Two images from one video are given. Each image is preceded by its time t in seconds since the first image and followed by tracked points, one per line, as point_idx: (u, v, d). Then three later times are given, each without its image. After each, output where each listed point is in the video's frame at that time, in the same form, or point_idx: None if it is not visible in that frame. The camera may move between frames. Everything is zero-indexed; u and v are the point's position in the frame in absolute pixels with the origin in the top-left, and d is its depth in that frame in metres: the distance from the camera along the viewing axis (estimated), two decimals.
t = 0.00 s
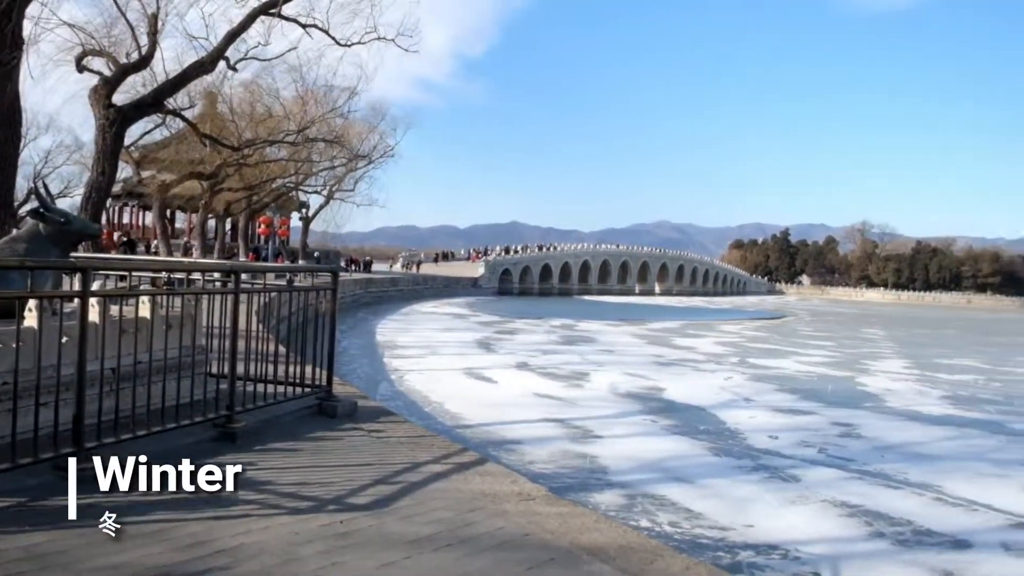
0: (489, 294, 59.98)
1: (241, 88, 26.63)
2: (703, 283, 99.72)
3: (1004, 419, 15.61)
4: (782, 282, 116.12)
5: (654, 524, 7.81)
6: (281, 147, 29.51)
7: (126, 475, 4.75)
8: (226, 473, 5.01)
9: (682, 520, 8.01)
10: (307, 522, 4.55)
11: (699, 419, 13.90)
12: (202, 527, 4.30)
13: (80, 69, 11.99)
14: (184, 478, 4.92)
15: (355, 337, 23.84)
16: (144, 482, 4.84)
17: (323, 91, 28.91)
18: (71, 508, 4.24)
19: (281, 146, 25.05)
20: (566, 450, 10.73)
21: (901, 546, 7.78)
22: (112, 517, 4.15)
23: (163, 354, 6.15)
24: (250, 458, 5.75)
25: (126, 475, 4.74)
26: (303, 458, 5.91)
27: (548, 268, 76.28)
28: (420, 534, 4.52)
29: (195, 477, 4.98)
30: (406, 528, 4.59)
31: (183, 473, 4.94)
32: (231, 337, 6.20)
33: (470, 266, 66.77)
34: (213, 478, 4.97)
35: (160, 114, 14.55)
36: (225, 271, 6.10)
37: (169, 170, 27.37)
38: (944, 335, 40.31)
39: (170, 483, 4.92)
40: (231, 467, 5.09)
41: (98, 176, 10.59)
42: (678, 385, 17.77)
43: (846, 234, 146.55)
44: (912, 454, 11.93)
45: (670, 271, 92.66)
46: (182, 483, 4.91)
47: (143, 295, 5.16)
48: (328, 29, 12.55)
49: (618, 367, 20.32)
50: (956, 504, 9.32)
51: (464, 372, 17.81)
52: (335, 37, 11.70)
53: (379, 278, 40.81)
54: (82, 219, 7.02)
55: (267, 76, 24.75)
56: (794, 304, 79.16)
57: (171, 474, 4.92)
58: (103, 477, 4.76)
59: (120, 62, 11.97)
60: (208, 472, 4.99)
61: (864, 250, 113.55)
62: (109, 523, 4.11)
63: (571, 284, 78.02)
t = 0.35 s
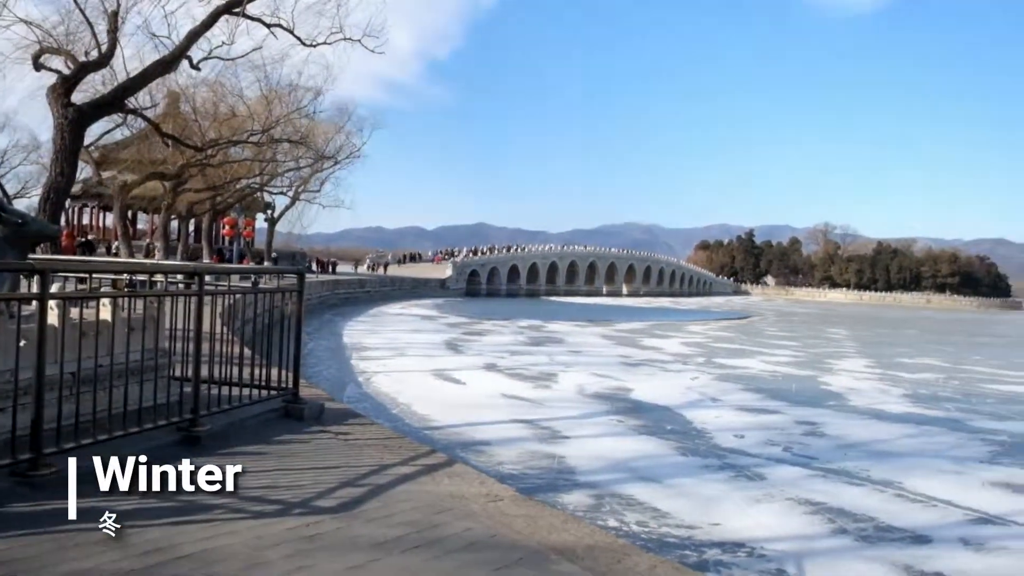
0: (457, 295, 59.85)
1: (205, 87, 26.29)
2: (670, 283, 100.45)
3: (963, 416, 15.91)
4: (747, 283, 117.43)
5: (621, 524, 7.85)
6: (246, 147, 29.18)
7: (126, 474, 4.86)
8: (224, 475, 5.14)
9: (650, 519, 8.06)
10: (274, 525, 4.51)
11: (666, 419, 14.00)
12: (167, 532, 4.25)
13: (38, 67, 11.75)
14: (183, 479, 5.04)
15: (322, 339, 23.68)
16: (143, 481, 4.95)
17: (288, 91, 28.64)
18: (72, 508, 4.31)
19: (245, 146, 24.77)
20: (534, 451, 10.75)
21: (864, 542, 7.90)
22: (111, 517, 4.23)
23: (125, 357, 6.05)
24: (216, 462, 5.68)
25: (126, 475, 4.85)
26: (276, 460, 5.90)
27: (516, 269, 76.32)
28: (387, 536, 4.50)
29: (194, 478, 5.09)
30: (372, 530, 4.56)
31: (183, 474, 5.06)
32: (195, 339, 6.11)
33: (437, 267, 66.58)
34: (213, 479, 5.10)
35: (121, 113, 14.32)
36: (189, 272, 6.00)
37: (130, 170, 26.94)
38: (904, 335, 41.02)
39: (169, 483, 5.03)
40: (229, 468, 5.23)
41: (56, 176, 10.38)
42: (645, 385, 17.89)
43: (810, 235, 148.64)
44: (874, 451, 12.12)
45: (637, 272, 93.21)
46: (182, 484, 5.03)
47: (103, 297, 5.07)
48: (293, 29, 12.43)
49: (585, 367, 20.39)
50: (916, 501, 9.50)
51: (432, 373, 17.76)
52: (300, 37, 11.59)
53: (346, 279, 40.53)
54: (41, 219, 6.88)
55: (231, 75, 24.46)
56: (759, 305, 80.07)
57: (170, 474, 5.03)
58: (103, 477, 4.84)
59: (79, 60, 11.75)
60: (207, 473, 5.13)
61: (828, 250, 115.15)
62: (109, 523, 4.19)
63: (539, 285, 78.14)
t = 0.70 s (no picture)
0: (443, 294, 59.78)
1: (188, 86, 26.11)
2: (656, 281, 100.70)
3: (946, 411, 16.05)
4: (733, 280, 117.99)
5: (609, 520, 7.88)
6: (230, 146, 29.03)
7: (125, 475, 4.93)
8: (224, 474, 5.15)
9: (636, 515, 8.10)
10: (259, 526, 4.50)
11: (653, 416, 14.05)
12: (152, 534, 4.23)
13: (19, 66, 11.65)
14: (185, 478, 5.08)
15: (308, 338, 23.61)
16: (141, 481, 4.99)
17: (273, 90, 28.51)
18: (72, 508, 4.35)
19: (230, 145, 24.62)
20: (521, 449, 10.77)
21: (849, 537, 7.96)
22: (110, 518, 4.27)
23: (108, 358, 6.03)
24: (201, 462, 5.67)
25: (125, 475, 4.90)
26: (263, 460, 5.90)
27: (502, 267, 76.29)
28: (373, 536, 4.50)
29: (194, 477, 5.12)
30: (359, 530, 4.56)
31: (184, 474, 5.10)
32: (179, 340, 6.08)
33: (424, 266, 66.45)
34: (213, 479, 5.12)
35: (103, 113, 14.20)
36: (172, 273, 5.98)
37: (113, 170, 26.73)
38: (888, 331, 41.35)
39: (169, 483, 5.06)
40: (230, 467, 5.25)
41: (38, 176, 10.30)
42: (632, 382, 17.94)
43: (795, 232, 149.50)
44: (859, 447, 12.21)
45: (623, 270, 93.46)
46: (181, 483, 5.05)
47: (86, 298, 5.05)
48: (277, 27, 12.36)
49: (572, 365, 20.44)
50: (900, 495, 9.59)
51: (419, 372, 17.74)
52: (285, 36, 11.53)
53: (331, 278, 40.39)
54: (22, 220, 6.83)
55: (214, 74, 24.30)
56: (744, 301, 80.48)
57: (170, 474, 5.07)
58: (103, 477, 4.90)
59: (59, 59, 11.66)
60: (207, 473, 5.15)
61: (813, 247, 115.74)
62: (108, 523, 4.23)
63: (525, 283, 78.16)
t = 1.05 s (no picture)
0: (425, 291, 59.69)
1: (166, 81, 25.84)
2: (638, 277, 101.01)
3: (924, 406, 16.21)
4: (714, 276, 118.60)
5: (591, 517, 7.90)
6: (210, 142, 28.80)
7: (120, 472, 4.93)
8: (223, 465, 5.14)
9: (618, 511, 8.13)
10: (238, 525, 4.47)
11: (635, 412, 14.09)
12: (130, 533, 4.20)
13: None
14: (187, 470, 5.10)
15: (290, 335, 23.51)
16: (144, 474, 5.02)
17: (253, 85, 28.30)
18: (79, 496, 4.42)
19: (209, 141, 24.41)
20: (504, 445, 10.76)
21: (829, 531, 8.02)
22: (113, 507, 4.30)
23: (85, 356, 5.96)
24: (180, 462, 5.63)
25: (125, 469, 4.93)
26: (247, 458, 5.88)
27: (485, 264, 76.24)
28: (353, 534, 4.48)
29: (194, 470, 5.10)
30: (339, 528, 4.54)
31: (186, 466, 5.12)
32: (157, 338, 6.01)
33: (406, 263, 66.28)
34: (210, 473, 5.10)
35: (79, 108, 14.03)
36: (151, 270, 5.92)
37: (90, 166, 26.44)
38: (868, 327, 41.70)
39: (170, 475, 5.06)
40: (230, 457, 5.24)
41: (13, 172, 10.17)
42: (614, 379, 17.99)
43: (775, 228, 150.48)
44: (838, 442, 12.31)
45: (605, 266, 93.70)
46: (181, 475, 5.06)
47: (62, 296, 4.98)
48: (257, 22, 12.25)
49: (554, 362, 20.46)
50: (878, 489, 9.68)
51: (401, 369, 17.69)
52: (265, 30, 11.40)
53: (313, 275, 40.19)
54: None
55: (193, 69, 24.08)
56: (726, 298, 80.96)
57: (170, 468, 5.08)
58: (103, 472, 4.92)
59: (35, 53, 11.50)
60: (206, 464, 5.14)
61: (793, 244, 116.52)
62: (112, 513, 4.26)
63: (508, 280, 78.16)
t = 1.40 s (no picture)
0: (404, 288, 59.49)
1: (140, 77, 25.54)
2: (617, 274, 101.26)
3: (898, 400, 16.40)
4: (693, 273, 119.18)
5: (571, 512, 7.92)
6: (185, 139, 28.51)
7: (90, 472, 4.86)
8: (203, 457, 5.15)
9: (598, 507, 8.14)
10: (215, 525, 4.43)
11: (614, 408, 14.13)
12: (103, 535, 4.15)
13: None
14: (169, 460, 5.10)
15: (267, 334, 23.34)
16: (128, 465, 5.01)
17: (229, 82, 28.03)
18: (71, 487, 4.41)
19: (183, 137, 24.14)
20: (483, 442, 10.75)
21: (806, 524, 8.09)
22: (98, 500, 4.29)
23: (57, 355, 5.87)
24: (156, 462, 5.56)
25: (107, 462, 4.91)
26: (224, 458, 5.83)
27: (464, 261, 76.11)
28: (333, 532, 4.46)
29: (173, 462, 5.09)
30: (319, 526, 4.52)
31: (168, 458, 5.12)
32: (131, 337, 5.93)
33: (385, 260, 66.00)
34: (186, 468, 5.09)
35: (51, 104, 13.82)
36: (124, 269, 5.83)
37: (63, 163, 26.07)
38: (844, 322, 42.09)
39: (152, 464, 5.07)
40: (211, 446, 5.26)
41: None
42: (593, 375, 18.03)
43: (753, 225, 151.46)
44: (815, 436, 12.41)
45: (584, 263, 93.90)
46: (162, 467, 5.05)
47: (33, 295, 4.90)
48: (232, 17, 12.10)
49: (533, 358, 20.47)
50: (855, 482, 9.77)
51: (380, 367, 17.61)
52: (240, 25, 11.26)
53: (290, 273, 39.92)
54: None
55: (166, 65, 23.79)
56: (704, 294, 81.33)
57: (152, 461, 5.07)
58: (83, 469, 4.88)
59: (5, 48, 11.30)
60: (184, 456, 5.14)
61: (770, 240, 117.35)
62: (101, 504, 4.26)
63: (487, 277, 78.08)
